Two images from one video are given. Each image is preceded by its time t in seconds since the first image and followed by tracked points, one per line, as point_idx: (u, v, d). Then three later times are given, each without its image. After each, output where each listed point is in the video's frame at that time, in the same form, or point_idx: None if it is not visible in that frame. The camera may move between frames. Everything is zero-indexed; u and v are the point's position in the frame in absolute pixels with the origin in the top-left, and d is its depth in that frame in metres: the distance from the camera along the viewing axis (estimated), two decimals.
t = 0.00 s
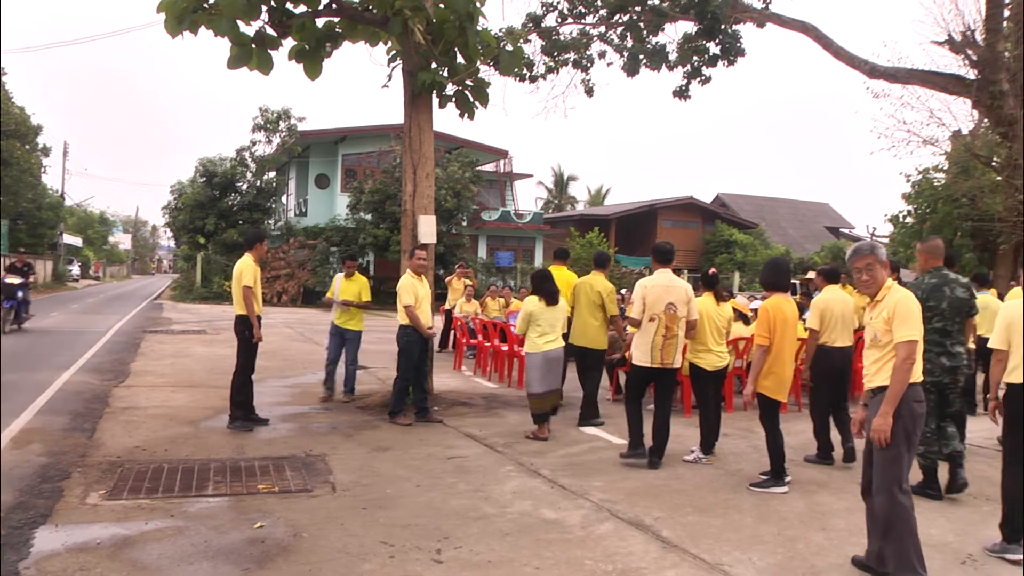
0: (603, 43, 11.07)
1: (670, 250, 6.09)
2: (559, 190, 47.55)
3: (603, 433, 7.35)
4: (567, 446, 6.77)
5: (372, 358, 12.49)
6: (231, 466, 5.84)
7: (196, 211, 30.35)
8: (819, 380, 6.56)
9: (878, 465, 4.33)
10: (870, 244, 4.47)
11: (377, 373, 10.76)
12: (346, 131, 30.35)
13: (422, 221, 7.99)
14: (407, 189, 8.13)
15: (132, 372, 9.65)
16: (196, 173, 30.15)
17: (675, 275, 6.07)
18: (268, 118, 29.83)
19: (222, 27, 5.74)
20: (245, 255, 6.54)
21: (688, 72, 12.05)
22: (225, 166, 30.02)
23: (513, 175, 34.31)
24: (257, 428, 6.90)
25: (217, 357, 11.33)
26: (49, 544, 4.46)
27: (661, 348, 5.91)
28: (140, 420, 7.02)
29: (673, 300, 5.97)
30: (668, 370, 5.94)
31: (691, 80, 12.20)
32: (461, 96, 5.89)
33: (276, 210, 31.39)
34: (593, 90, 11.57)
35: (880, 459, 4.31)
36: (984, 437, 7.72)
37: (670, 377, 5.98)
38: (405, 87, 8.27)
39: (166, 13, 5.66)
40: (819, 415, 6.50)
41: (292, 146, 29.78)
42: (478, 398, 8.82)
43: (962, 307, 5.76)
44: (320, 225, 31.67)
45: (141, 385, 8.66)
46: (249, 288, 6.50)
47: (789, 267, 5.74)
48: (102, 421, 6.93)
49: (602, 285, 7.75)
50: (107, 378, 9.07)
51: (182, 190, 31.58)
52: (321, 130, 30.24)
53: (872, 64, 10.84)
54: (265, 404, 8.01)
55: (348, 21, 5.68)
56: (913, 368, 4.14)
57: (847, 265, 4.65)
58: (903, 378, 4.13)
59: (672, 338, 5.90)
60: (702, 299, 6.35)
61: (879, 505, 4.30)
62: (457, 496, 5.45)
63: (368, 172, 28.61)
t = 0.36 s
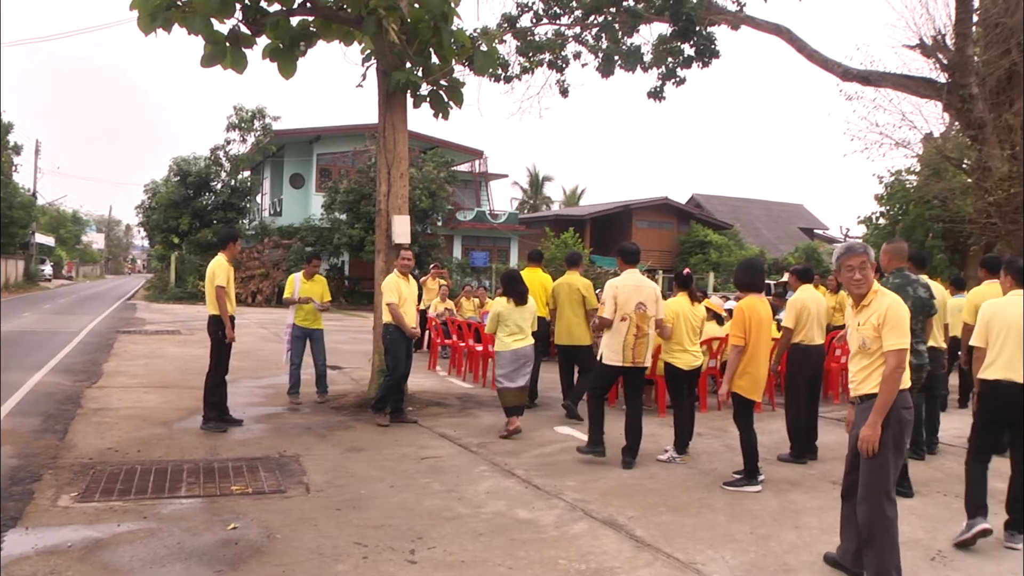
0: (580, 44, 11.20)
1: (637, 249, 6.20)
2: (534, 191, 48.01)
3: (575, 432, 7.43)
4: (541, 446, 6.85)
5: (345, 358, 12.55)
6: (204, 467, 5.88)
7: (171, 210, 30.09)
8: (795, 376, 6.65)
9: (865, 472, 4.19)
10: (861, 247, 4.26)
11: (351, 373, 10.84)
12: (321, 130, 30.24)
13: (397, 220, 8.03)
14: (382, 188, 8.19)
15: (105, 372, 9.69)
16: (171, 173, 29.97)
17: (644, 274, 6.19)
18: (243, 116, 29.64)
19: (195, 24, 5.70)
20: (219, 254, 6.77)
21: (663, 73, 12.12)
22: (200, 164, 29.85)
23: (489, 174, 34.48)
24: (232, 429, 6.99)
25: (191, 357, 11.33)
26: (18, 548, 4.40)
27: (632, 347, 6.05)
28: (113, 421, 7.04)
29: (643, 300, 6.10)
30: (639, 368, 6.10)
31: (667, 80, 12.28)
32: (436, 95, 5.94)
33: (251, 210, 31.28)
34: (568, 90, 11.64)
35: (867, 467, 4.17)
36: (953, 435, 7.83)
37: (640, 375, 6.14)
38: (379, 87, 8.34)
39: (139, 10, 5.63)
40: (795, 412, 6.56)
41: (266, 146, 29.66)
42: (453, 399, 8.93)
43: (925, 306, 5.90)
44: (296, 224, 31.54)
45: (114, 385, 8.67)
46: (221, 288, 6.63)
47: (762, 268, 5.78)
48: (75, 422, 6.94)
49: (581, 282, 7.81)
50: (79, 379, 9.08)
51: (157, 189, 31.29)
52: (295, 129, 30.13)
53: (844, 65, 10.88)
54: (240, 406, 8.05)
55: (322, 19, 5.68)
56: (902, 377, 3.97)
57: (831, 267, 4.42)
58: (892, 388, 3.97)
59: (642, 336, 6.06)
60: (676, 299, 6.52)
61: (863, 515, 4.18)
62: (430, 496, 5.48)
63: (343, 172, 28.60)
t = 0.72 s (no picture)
0: (570, 44, 11.24)
1: (603, 254, 6.60)
2: (524, 190, 48.10)
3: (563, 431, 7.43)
4: (531, 446, 6.87)
5: (334, 358, 12.57)
6: (193, 467, 5.88)
7: (160, 209, 29.95)
8: (789, 378, 6.63)
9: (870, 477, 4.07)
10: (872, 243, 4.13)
11: (341, 373, 10.84)
12: (311, 130, 30.22)
13: (387, 221, 8.04)
14: (372, 188, 8.17)
15: (94, 371, 9.66)
16: (161, 172, 29.86)
17: (614, 276, 6.54)
18: (233, 115, 29.53)
19: (184, 23, 5.68)
20: (207, 254, 6.78)
21: (653, 72, 12.14)
22: (189, 163, 29.79)
23: (479, 173, 34.50)
24: (221, 429, 6.98)
25: (181, 356, 11.32)
26: (6, 549, 4.38)
27: (607, 348, 6.32)
28: (102, 421, 7.04)
29: (615, 301, 6.42)
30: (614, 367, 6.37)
31: (657, 80, 12.29)
32: (425, 95, 5.95)
33: (241, 210, 31.21)
34: (558, 90, 11.64)
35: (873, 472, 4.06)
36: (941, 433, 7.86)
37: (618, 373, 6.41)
38: (368, 87, 8.33)
39: (128, 9, 5.60)
40: (789, 411, 6.59)
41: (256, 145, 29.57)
42: (443, 398, 8.94)
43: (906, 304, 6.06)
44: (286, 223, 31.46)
45: (103, 385, 8.66)
46: (211, 288, 6.62)
47: (753, 268, 5.79)
48: (64, 422, 6.92)
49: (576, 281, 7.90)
50: (68, 379, 9.06)
51: (146, 187, 31.11)
52: (286, 129, 30.08)
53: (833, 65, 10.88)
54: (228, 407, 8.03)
55: (311, 18, 5.70)
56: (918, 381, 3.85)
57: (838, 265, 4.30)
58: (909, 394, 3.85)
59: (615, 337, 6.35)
60: (670, 297, 6.61)
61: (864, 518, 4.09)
62: (420, 496, 5.49)
63: (334, 171, 28.56)
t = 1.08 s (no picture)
0: (570, 43, 11.25)
1: (578, 252, 6.95)
2: (524, 190, 48.12)
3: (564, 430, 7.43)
4: (532, 445, 6.86)
5: (335, 358, 12.58)
6: (195, 467, 5.89)
7: (161, 210, 29.95)
8: (793, 375, 6.64)
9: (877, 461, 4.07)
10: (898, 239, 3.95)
11: (341, 373, 10.85)
12: (312, 130, 30.23)
13: (387, 220, 8.03)
14: (372, 188, 8.18)
15: (94, 372, 9.67)
16: (162, 172, 29.87)
17: (590, 273, 6.87)
18: (233, 115, 29.54)
19: (184, 24, 5.68)
20: (208, 254, 6.77)
21: (652, 71, 12.16)
22: (190, 164, 29.82)
23: (480, 173, 34.51)
24: (222, 429, 6.98)
25: (181, 356, 11.33)
26: (8, 550, 4.38)
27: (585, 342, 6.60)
28: (104, 422, 7.05)
29: (591, 296, 6.74)
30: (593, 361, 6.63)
31: (657, 79, 12.30)
32: (426, 95, 5.94)
33: (242, 210, 31.22)
34: (558, 89, 11.64)
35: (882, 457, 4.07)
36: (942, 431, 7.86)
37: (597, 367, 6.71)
38: (369, 87, 8.32)
39: (128, 9, 5.60)
40: (790, 408, 6.58)
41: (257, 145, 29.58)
42: (444, 398, 8.95)
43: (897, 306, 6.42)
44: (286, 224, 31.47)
45: (104, 385, 8.68)
46: (212, 288, 6.62)
47: (753, 266, 5.81)
48: (65, 423, 6.92)
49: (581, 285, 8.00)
50: (69, 379, 9.07)
51: (146, 188, 31.11)
52: (286, 129, 30.09)
53: (833, 63, 10.88)
54: (229, 408, 8.04)
55: (311, 19, 5.71)
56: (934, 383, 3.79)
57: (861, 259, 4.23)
58: (924, 396, 3.79)
59: (592, 332, 6.64)
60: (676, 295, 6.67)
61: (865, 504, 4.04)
62: (421, 496, 5.49)
63: (334, 172, 28.58)
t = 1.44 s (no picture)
0: (570, 41, 11.26)
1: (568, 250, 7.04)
2: (525, 189, 48.13)
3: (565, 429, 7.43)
4: (532, 444, 6.86)
5: (336, 356, 12.58)
6: (196, 466, 5.88)
7: (161, 209, 29.93)
8: (794, 372, 6.64)
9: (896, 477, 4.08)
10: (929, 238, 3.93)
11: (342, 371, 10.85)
12: (312, 129, 30.23)
13: (388, 218, 8.04)
14: (373, 187, 8.19)
15: (95, 371, 9.66)
16: (161, 171, 29.86)
17: (582, 272, 6.92)
18: (233, 114, 29.52)
19: (185, 22, 5.68)
20: (209, 253, 6.77)
21: (653, 69, 12.16)
22: (190, 163, 29.81)
23: (480, 172, 34.51)
24: (222, 428, 6.97)
25: (182, 356, 11.33)
26: (8, 550, 4.37)
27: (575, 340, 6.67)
28: (104, 421, 7.03)
29: (582, 294, 6.78)
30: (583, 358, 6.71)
31: (657, 77, 12.30)
32: (426, 93, 5.93)
33: (242, 209, 31.20)
34: (559, 87, 11.63)
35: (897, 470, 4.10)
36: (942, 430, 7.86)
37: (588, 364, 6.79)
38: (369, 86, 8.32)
39: (128, 7, 5.60)
40: (790, 406, 6.59)
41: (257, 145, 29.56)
42: (445, 397, 8.95)
43: (892, 302, 6.38)
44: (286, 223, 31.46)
45: (105, 384, 8.67)
46: (212, 287, 6.62)
47: (754, 265, 5.80)
48: (65, 422, 6.92)
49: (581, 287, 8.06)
50: (69, 378, 9.06)
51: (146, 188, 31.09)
52: (286, 128, 30.08)
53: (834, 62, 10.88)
54: (230, 407, 8.03)
55: (311, 17, 5.72)
56: (951, 379, 3.75)
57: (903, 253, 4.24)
58: (938, 390, 3.77)
59: (582, 330, 6.69)
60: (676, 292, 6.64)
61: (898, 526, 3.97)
62: (421, 495, 5.48)
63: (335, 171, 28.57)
